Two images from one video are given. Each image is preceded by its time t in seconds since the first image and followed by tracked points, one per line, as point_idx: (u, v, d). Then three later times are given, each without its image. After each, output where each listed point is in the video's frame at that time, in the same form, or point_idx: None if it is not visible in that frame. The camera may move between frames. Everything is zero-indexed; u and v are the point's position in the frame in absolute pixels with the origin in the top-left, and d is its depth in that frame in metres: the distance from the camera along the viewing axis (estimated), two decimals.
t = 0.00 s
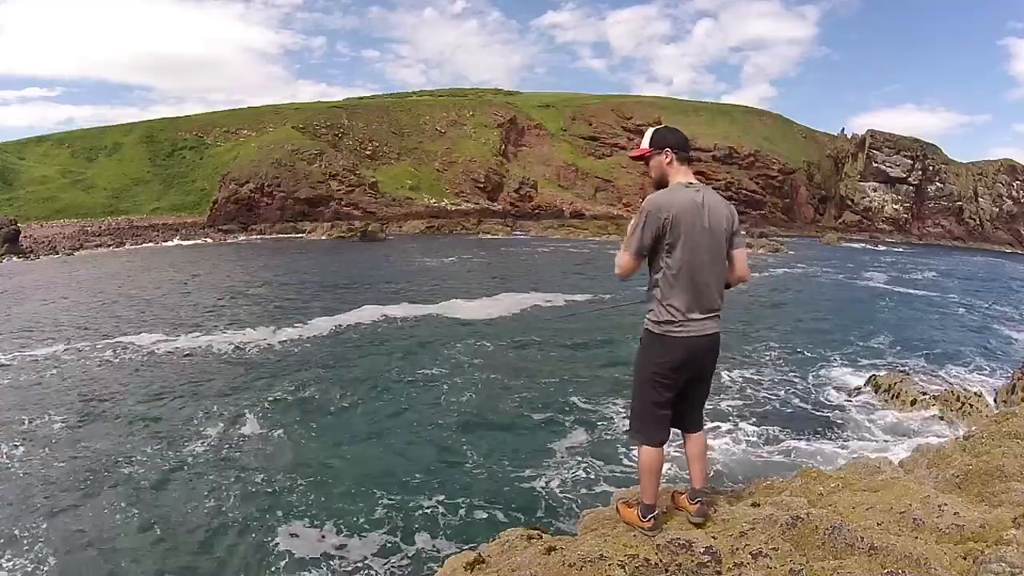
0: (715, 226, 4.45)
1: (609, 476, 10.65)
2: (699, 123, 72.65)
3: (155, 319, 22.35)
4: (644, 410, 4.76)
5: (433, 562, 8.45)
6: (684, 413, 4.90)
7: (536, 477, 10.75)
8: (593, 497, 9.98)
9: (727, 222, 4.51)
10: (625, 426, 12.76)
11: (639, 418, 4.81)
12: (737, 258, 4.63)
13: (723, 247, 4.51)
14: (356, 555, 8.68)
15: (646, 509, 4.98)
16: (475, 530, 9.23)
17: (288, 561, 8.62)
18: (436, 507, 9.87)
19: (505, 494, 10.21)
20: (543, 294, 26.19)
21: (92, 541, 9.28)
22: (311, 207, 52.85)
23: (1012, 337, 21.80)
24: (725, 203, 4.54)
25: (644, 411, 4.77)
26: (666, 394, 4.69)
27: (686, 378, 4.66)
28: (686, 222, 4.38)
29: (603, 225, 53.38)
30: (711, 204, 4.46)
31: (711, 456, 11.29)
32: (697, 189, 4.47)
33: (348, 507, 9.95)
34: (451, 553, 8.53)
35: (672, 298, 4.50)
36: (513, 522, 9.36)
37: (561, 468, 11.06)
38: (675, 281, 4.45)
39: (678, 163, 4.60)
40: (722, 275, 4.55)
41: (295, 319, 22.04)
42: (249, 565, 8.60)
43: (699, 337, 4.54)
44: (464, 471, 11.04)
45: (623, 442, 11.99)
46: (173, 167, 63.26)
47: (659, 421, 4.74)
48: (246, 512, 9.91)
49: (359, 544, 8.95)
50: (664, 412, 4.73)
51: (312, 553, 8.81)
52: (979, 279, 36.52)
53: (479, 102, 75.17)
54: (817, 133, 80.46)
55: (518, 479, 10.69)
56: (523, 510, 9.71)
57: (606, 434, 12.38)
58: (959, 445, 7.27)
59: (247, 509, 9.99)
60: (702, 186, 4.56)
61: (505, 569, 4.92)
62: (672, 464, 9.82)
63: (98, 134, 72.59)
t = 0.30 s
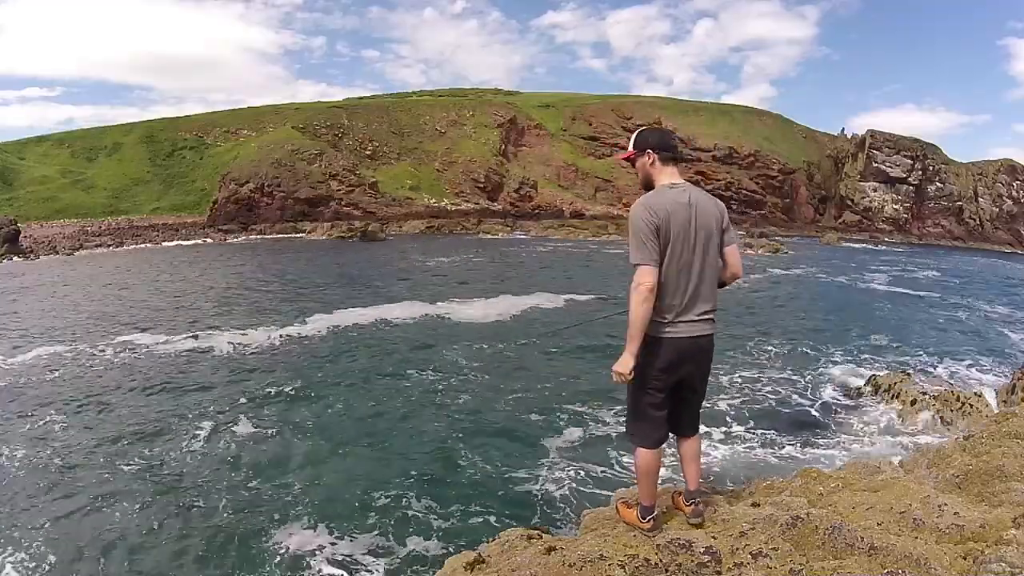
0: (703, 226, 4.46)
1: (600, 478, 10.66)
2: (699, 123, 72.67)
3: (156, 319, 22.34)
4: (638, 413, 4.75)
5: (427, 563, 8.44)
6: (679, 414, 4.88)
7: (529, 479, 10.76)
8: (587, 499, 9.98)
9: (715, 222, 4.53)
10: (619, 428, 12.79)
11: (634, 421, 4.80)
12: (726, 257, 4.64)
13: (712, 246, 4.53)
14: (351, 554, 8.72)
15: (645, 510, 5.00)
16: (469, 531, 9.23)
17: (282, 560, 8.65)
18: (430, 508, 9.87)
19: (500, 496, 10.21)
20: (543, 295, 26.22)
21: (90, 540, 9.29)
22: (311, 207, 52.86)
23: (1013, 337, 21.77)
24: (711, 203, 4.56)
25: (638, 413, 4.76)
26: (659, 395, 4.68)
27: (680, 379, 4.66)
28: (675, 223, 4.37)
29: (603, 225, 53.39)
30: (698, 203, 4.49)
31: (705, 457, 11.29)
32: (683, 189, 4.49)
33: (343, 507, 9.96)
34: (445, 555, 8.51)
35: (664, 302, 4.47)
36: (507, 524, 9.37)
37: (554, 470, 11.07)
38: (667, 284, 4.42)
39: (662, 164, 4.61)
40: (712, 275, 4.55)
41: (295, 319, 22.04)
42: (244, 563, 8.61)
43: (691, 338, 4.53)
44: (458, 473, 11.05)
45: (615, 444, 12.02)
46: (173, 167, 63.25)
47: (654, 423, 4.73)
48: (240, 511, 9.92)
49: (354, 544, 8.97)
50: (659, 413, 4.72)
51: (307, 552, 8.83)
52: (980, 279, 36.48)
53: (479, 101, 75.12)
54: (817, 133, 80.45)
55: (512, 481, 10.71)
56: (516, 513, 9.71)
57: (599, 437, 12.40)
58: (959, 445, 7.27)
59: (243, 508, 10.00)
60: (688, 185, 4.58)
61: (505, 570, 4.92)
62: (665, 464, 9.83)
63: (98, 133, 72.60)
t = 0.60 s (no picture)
0: (698, 226, 4.47)
1: (594, 482, 10.62)
2: (699, 123, 72.67)
3: (155, 319, 22.37)
4: (634, 414, 4.75)
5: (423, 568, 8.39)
6: (677, 416, 4.88)
7: (524, 482, 10.72)
8: (582, 503, 9.95)
9: (710, 222, 4.53)
10: (614, 431, 12.75)
11: (631, 423, 4.79)
12: (721, 257, 4.64)
13: (707, 246, 4.53)
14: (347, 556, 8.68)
15: (644, 512, 5.01)
16: (464, 535, 9.19)
17: (278, 562, 8.61)
18: (425, 511, 9.82)
19: (495, 500, 10.17)
20: (542, 295, 26.25)
21: (87, 540, 9.27)
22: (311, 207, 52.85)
23: (1013, 337, 21.76)
24: (705, 202, 4.57)
25: (635, 415, 4.76)
26: (656, 397, 4.68)
27: (675, 382, 4.66)
28: (669, 223, 4.37)
29: (602, 225, 53.41)
30: (693, 203, 4.48)
31: (702, 458, 11.24)
32: (678, 189, 4.49)
33: (338, 510, 9.93)
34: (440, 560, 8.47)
35: (660, 303, 4.46)
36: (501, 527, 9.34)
37: (549, 472, 11.03)
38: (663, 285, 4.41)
39: (655, 164, 4.61)
40: (707, 276, 4.55)
41: (294, 320, 22.03)
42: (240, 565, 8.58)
43: (688, 339, 4.52)
44: (454, 475, 11.01)
45: (609, 447, 11.98)
46: (173, 167, 63.27)
47: (650, 425, 4.72)
48: (236, 513, 9.88)
49: (350, 546, 8.94)
50: (656, 415, 4.72)
51: (303, 554, 8.80)
52: (980, 279, 36.47)
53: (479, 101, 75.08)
54: (817, 133, 80.43)
55: (507, 484, 10.67)
56: (511, 516, 9.67)
57: (594, 439, 12.37)
58: (959, 445, 7.26)
59: (237, 509, 9.98)
60: (682, 185, 4.57)
61: (505, 569, 4.91)
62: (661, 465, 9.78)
63: (98, 133, 72.60)
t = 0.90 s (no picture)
0: (695, 227, 4.46)
1: (590, 486, 10.56)
2: (699, 123, 72.67)
3: (155, 319, 22.39)
4: (634, 413, 4.75)
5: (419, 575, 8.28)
6: (676, 416, 4.88)
7: (521, 485, 10.66)
8: (580, 506, 9.90)
9: (708, 222, 4.52)
10: (612, 434, 12.71)
11: (631, 422, 4.80)
12: (721, 257, 4.64)
13: (705, 247, 4.52)
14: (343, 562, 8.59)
15: (644, 512, 5.01)
16: (461, 540, 9.10)
17: (274, 566, 8.56)
18: (421, 515, 9.74)
19: (492, 504, 10.09)
20: (542, 296, 26.27)
21: (84, 540, 9.26)
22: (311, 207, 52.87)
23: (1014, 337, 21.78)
24: (704, 202, 4.55)
25: (634, 415, 4.76)
26: (655, 397, 4.68)
27: (674, 382, 4.65)
28: (665, 223, 4.38)
29: (602, 225, 53.42)
30: (691, 203, 4.48)
31: (699, 458, 11.23)
32: (675, 190, 4.49)
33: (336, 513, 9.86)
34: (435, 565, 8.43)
35: (656, 303, 4.47)
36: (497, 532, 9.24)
37: (547, 476, 10.96)
38: (658, 286, 4.43)
39: (655, 165, 4.62)
40: (706, 276, 4.54)
41: (294, 320, 22.03)
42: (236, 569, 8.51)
43: (686, 339, 4.52)
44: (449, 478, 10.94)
45: (605, 449, 11.96)
46: (173, 167, 63.28)
47: (649, 424, 4.73)
48: (229, 515, 9.82)
49: (346, 549, 8.90)
50: (655, 415, 4.72)
51: (299, 556, 8.80)
52: (980, 280, 36.48)
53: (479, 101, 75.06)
54: (817, 133, 80.45)
55: (504, 487, 10.64)
56: (508, 521, 9.59)
57: (591, 442, 12.33)
58: (959, 445, 7.27)
59: (232, 512, 9.92)
60: (680, 185, 4.57)
61: (505, 569, 4.92)
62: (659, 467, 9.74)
63: (99, 133, 72.59)
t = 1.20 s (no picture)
0: (693, 228, 4.45)
1: (589, 488, 10.52)
2: (699, 123, 72.65)
3: (155, 318, 22.40)
4: (634, 414, 4.74)
5: None
6: (677, 417, 4.87)
7: (519, 487, 10.61)
8: (579, 508, 9.85)
9: (708, 223, 4.51)
10: (611, 435, 12.67)
11: (630, 422, 4.79)
12: (721, 258, 4.63)
13: (704, 247, 4.50)
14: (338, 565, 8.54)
15: (644, 512, 5.02)
16: (459, 541, 9.05)
17: (268, 567, 8.53)
18: (419, 517, 9.69)
19: (490, 506, 10.04)
20: (542, 296, 26.29)
21: (81, 541, 9.24)
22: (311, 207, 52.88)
23: (1014, 337, 21.77)
24: (703, 202, 4.54)
25: (634, 415, 4.76)
26: (655, 397, 4.67)
27: (673, 382, 4.65)
28: (662, 222, 4.38)
29: (602, 225, 53.43)
30: (689, 204, 4.47)
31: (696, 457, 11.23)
32: (673, 189, 4.48)
33: (332, 514, 9.82)
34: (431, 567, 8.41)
35: (655, 303, 4.47)
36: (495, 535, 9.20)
37: (546, 478, 10.91)
38: (657, 284, 4.43)
39: (654, 164, 4.62)
40: (705, 276, 4.53)
41: (294, 320, 22.02)
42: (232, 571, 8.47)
43: (685, 338, 4.52)
44: (447, 479, 10.90)
45: (604, 451, 11.90)
46: (173, 167, 63.27)
47: (649, 424, 4.72)
48: (226, 516, 9.79)
49: (342, 550, 8.86)
50: (655, 415, 4.72)
51: (294, 556, 8.76)
52: (980, 280, 36.48)
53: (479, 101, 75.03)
54: (817, 133, 80.43)
55: (503, 488, 10.59)
56: (506, 522, 9.54)
57: (591, 443, 12.28)
58: (960, 445, 7.27)
59: (229, 512, 9.88)
60: (679, 185, 4.56)
61: (505, 570, 4.91)
62: (657, 467, 9.71)
63: (98, 133, 72.56)
